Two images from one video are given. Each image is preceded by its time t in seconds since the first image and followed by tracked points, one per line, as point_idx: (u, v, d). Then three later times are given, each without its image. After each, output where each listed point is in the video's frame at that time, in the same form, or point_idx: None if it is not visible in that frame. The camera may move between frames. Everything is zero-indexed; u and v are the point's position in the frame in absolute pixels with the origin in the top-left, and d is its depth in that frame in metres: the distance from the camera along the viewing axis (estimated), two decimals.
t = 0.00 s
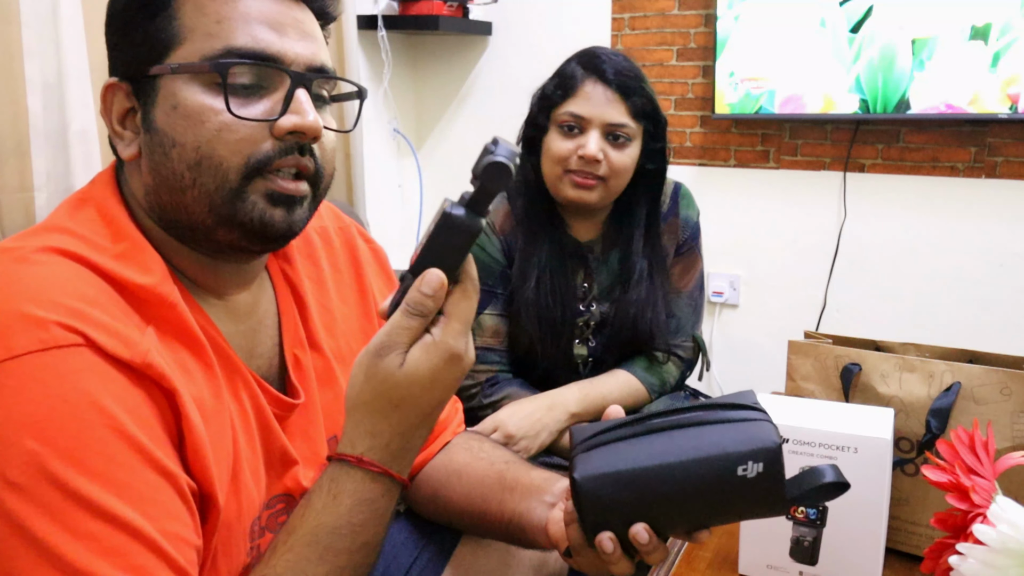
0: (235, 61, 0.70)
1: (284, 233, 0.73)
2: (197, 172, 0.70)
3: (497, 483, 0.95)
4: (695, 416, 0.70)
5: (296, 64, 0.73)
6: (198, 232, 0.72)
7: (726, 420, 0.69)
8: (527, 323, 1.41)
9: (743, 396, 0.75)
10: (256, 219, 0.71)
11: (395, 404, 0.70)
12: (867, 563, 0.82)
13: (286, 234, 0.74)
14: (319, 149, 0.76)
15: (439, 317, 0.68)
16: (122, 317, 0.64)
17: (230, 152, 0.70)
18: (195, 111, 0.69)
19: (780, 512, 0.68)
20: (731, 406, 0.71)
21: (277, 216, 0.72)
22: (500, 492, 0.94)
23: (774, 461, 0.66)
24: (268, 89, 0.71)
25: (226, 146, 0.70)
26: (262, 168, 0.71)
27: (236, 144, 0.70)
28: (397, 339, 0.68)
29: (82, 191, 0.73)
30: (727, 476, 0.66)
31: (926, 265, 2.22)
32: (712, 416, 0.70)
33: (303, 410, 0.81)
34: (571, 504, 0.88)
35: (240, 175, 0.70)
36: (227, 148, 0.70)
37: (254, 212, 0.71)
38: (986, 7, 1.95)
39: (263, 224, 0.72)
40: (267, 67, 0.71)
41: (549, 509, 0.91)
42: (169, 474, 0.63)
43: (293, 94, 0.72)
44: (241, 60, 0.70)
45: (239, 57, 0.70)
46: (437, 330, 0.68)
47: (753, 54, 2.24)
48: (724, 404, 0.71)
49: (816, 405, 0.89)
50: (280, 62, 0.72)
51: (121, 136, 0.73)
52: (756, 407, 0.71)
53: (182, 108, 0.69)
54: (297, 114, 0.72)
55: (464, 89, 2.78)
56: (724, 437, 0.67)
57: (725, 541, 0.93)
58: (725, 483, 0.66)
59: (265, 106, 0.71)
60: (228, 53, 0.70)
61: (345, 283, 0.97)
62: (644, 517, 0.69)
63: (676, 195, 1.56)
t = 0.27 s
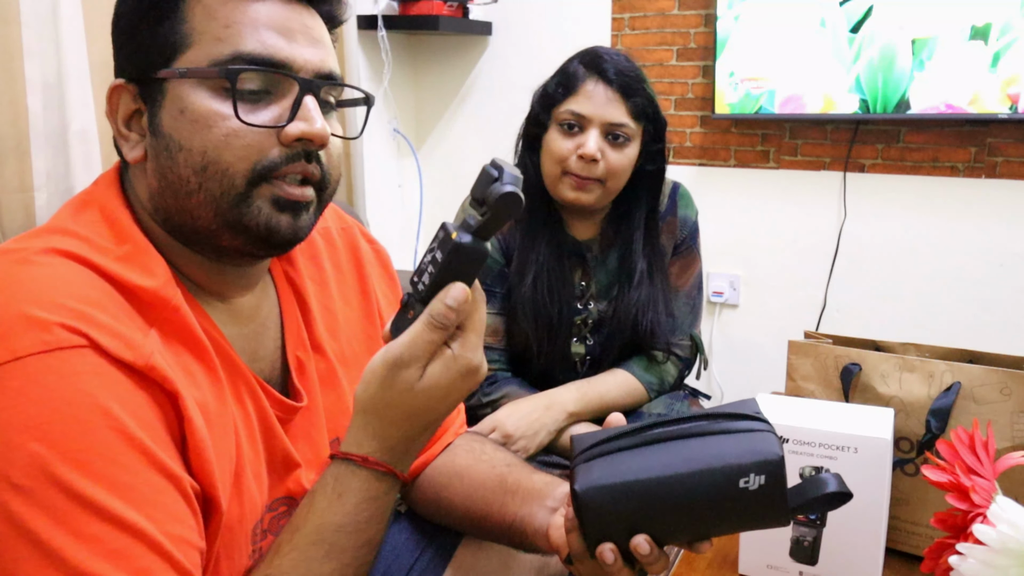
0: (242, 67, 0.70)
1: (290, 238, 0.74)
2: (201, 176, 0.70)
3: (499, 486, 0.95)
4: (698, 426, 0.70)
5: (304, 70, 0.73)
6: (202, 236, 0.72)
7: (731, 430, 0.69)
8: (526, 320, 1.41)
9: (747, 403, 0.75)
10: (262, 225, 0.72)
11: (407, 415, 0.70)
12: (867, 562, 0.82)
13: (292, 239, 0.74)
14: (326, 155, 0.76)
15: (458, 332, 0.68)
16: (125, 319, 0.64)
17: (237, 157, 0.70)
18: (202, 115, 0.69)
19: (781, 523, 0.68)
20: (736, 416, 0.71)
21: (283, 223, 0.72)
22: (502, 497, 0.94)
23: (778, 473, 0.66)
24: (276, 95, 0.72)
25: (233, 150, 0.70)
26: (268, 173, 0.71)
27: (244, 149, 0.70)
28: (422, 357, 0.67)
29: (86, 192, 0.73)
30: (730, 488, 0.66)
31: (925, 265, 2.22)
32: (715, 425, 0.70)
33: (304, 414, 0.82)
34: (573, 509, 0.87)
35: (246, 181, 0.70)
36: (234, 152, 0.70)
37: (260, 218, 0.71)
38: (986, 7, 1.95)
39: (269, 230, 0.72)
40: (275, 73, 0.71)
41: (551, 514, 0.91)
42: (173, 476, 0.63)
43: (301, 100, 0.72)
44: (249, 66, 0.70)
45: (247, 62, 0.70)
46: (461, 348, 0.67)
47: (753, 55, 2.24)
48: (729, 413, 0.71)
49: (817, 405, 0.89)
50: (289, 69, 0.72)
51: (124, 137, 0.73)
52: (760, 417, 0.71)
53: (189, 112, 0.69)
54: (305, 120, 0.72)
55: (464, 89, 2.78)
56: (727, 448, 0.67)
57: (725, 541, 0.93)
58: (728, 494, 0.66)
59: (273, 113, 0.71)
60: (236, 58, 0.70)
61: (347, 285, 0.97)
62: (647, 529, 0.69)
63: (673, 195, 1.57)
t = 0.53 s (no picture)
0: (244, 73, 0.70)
1: (290, 240, 0.74)
2: (202, 180, 0.70)
3: (499, 487, 0.95)
4: (698, 427, 0.71)
5: (306, 75, 0.73)
6: (203, 239, 0.72)
7: (731, 432, 0.70)
8: (524, 321, 1.41)
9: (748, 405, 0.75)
10: (263, 227, 0.72)
11: (390, 402, 0.69)
12: (868, 562, 0.82)
13: (293, 242, 0.75)
14: (327, 159, 0.76)
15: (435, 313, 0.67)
16: (127, 320, 0.64)
17: (238, 162, 0.70)
18: (204, 119, 0.69)
19: (782, 523, 0.68)
20: (735, 417, 0.72)
21: (284, 226, 0.73)
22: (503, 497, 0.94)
23: (779, 475, 0.66)
24: (278, 100, 0.71)
25: (234, 155, 0.70)
26: (269, 177, 0.71)
27: (244, 154, 0.70)
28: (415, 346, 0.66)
29: (87, 193, 0.73)
30: (732, 488, 0.66)
31: (925, 265, 2.22)
32: (717, 428, 0.70)
33: (304, 414, 0.82)
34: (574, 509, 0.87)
35: (247, 185, 0.71)
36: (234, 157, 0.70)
37: (261, 221, 0.71)
38: (986, 7, 1.95)
39: (270, 233, 0.72)
40: (278, 78, 0.71)
41: (552, 514, 0.91)
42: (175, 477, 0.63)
43: (304, 105, 0.72)
44: (252, 71, 0.70)
45: (250, 67, 0.70)
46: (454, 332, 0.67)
47: (753, 54, 2.24)
48: (730, 415, 0.72)
49: (817, 405, 0.89)
50: (292, 74, 0.72)
51: (125, 137, 0.73)
52: (759, 418, 0.72)
53: (189, 116, 0.69)
54: (308, 127, 0.72)
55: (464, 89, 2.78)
56: (728, 449, 0.68)
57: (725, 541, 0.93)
58: (729, 495, 0.66)
59: (275, 117, 0.71)
60: (239, 63, 0.70)
61: (348, 286, 0.97)
62: (650, 531, 0.69)
63: (671, 195, 1.57)
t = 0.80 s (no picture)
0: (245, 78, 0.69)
1: (298, 239, 0.74)
2: (207, 185, 0.70)
3: (500, 488, 0.95)
4: (700, 433, 0.70)
5: (307, 78, 0.73)
6: (209, 242, 0.72)
7: (733, 437, 0.70)
8: (523, 322, 1.41)
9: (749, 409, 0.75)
10: (271, 228, 0.72)
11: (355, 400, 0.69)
12: (868, 563, 0.82)
13: (300, 240, 0.75)
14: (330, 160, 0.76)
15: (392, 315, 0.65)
16: (125, 322, 0.64)
17: (244, 166, 0.70)
18: (207, 124, 0.69)
19: (785, 528, 0.68)
20: (737, 423, 0.72)
21: (292, 225, 0.73)
22: (504, 499, 0.94)
23: (782, 479, 0.66)
24: (279, 103, 0.71)
25: (239, 159, 0.70)
26: (275, 180, 0.71)
27: (249, 158, 0.70)
28: (390, 348, 0.64)
29: (86, 198, 0.73)
30: (735, 493, 0.66)
31: (925, 265, 2.22)
32: (719, 432, 0.70)
33: (302, 415, 0.82)
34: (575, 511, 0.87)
35: (254, 188, 0.71)
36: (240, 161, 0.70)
37: (269, 222, 0.72)
38: (985, 7, 1.95)
39: (278, 232, 0.73)
40: (279, 81, 0.71)
41: (552, 516, 0.91)
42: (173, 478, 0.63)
43: (306, 109, 0.72)
44: (252, 75, 0.70)
45: (250, 71, 0.70)
46: (427, 326, 0.64)
47: (752, 54, 2.24)
48: (731, 420, 0.72)
49: (817, 405, 0.89)
50: (292, 77, 0.72)
51: (122, 143, 0.73)
52: (761, 424, 0.71)
53: (192, 122, 0.69)
54: (312, 129, 0.72)
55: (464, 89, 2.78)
56: (730, 455, 0.67)
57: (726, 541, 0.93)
58: (732, 500, 0.66)
59: (278, 119, 0.71)
60: (239, 67, 0.69)
61: (347, 287, 0.97)
62: (653, 536, 0.68)
63: (670, 195, 1.56)
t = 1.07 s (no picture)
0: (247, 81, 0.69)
1: (304, 238, 0.74)
2: (212, 188, 0.70)
3: (500, 489, 0.95)
4: (702, 436, 0.70)
5: (308, 79, 0.73)
6: (214, 244, 0.72)
7: (735, 440, 0.70)
8: (523, 323, 1.40)
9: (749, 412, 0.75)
10: (277, 228, 0.72)
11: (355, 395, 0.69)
12: (868, 562, 0.82)
13: (306, 240, 0.75)
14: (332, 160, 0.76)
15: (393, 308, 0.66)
16: (124, 323, 0.64)
17: (248, 169, 0.70)
18: (210, 129, 0.69)
19: (787, 530, 0.68)
20: (739, 426, 0.72)
21: (298, 225, 0.73)
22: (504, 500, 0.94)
23: (784, 480, 0.66)
24: (282, 105, 0.72)
25: (244, 162, 0.70)
26: (280, 182, 0.71)
27: (254, 161, 0.70)
28: (387, 340, 0.65)
29: (87, 202, 0.73)
30: (737, 496, 0.66)
31: (925, 265, 2.22)
32: (721, 435, 0.70)
33: (302, 416, 0.82)
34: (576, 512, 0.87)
35: (259, 190, 0.71)
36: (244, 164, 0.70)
37: (275, 222, 0.72)
38: (985, 7, 1.95)
39: (285, 233, 0.73)
40: (281, 83, 0.71)
41: (553, 518, 0.91)
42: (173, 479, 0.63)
43: (308, 110, 0.72)
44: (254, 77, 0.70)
45: (251, 74, 0.70)
46: (425, 320, 0.65)
47: (752, 55, 2.24)
48: (733, 423, 0.72)
49: (817, 405, 0.89)
50: (294, 78, 0.72)
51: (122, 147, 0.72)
52: (764, 426, 0.72)
53: (195, 126, 0.69)
54: (315, 131, 0.72)
55: (464, 89, 2.78)
56: (733, 458, 0.67)
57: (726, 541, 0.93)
58: (733, 503, 0.66)
59: (281, 121, 0.71)
60: (240, 69, 0.70)
61: (347, 287, 0.97)
62: (656, 540, 0.69)
63: (670, 196, 1.57)
